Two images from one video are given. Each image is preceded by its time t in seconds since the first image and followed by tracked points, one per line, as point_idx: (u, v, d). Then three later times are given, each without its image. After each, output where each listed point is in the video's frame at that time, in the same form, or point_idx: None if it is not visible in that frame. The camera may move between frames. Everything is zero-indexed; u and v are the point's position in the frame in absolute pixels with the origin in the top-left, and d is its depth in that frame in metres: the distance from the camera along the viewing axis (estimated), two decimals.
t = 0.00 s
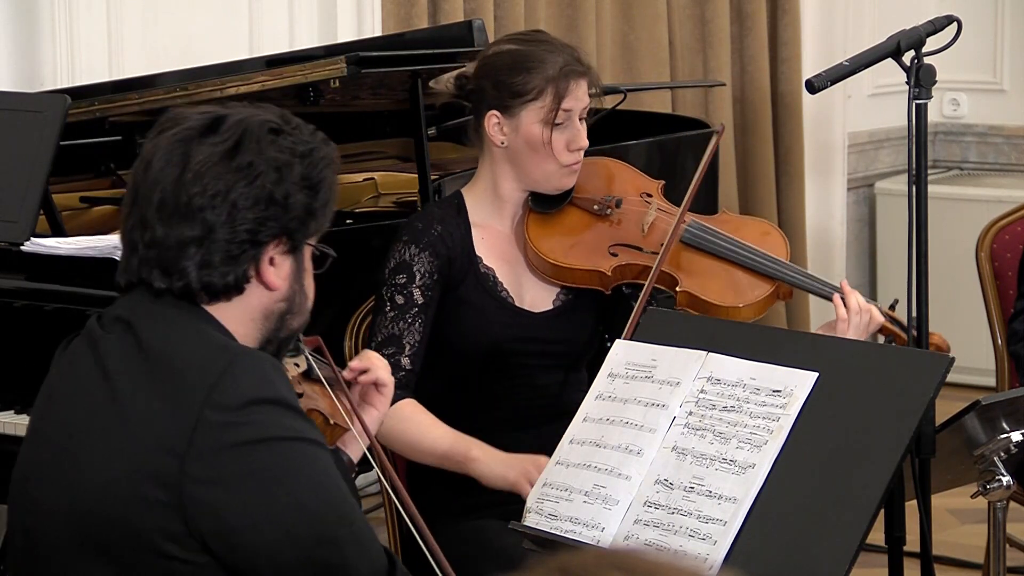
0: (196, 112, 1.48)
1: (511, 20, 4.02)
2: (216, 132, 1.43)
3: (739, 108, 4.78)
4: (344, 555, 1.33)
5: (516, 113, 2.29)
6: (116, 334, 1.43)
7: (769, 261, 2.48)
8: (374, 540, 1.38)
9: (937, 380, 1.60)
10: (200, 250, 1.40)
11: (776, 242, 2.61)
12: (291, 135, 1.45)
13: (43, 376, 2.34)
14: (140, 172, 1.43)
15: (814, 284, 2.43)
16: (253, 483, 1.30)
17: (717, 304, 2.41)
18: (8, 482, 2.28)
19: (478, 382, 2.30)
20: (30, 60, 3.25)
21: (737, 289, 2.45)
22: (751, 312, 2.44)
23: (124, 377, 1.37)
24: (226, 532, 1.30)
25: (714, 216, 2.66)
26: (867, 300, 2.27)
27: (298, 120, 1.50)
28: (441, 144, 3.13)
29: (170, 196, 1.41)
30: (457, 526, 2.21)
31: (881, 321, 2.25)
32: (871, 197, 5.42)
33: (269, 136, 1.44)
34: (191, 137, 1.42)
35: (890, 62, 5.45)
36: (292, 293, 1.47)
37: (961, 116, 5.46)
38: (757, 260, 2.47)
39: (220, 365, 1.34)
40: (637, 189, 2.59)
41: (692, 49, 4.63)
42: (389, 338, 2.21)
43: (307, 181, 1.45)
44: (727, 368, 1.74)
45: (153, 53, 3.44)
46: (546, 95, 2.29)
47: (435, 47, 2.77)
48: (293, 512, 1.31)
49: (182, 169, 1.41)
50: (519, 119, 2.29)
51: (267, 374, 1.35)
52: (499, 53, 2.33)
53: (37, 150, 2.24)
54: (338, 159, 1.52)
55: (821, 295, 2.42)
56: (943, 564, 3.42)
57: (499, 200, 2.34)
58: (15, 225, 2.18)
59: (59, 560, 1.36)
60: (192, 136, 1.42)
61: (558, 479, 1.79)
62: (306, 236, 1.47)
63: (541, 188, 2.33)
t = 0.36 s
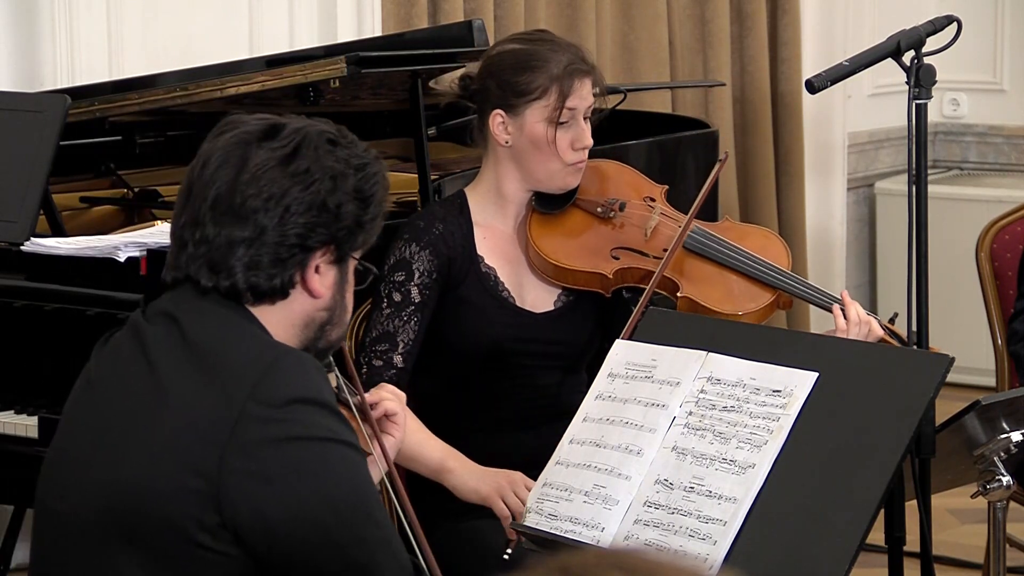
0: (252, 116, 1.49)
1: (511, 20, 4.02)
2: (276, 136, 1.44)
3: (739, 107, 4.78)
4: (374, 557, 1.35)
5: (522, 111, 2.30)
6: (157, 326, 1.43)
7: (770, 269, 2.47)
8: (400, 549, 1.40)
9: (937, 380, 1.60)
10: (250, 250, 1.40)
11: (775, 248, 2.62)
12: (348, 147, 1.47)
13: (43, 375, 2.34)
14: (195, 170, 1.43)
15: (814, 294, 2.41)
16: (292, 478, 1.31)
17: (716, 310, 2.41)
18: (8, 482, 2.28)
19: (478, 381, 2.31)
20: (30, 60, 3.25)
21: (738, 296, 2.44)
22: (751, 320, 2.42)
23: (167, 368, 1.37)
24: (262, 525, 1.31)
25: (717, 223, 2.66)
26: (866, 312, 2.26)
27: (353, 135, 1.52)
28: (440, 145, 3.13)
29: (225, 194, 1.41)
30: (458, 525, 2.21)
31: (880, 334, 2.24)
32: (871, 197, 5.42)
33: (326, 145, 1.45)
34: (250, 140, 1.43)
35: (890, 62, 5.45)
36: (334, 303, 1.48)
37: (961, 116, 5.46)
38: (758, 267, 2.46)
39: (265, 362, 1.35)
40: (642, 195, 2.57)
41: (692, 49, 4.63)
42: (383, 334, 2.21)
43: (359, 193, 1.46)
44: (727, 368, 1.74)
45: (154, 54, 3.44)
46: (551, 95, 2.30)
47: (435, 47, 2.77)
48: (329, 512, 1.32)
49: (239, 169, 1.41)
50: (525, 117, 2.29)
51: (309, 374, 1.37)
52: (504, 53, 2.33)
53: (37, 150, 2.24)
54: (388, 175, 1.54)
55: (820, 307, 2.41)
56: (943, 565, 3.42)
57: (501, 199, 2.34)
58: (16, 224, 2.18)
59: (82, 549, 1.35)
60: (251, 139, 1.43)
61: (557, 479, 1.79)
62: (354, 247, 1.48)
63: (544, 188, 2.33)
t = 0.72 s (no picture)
0: (252, 112, 1.49)
1: (511, 19, 4.02)
2: (276, 132, 1.45)
3: (739, 108, 4.78)
4: (404, 529, 1.35)
5: (514, 109, 2.29)
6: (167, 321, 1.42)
7: (768, 251, 2.49)
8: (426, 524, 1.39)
9: (937, 380, 1.60)
10: (257, 246, 1.41)
11: (777, 236, 2.61)
12: (348, 139, 1.48)
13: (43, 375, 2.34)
14: (200, 168, 1.44)
15: (816, 274, 2.45)
16: (309, 462, 1.31)
17: (721, 296, 2.42)
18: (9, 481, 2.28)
19: (478, 381, 2.31)
20: (29, 60, 3.25)
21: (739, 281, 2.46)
22: (754, 303, 2.45)
23: (180, 359, 1.37)
24: (279, 512, 1.31)
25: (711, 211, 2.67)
26: (868, 289, 2.29)
27: (353, 126, 1.52)
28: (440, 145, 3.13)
29: (229, 191, 1.41)
30: (458, 525, 2.21)
31: (884, 311, 2.28)
32: (871, 197, 5.42)
33: (328, 138, 1.46)
34: (251, 136, 1.44)
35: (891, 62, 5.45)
36: (339, 293, 1.48)
37: (961, 116, 5.46)
38: (759, 252, 2.48)
39: (277, 351, 1.35)
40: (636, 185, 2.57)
41: (692, 49, 4.63)
42: (390, 336, 2.22)
43: (362, 185, 1.47)
44: (727, 368, 1.74)
45: (153, 54, 3.44)
46: (543, 90, 2.29)
47: (435, 47, 2.76)
48: (347, 493, 1.32)
49: (243, 166, 1.42)
50: (517, 115, 2.29)
51: (320, 362, 1.38)
52: (492, 52, 2.32)
53: (37, 150, 2.24)
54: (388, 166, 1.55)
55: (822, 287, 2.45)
56: (943, 565, 3.42)
57: (498, 199, 2.34)
58: (16, 224, 2.18)
59: (103, 546, 1.35)
60: (252, 136, 1.44)
61: (557, 479, 1.79)
62: (358, 238, 1.49)
63: (540, 185, 2.33)
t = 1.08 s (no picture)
0: (254, 108, 1.49)
1: (511, 19, 4.02)
2: (279, 133, 1.44)
3: (739, 108, 4.78)
4: (416, 515, 1.36)
5: (504, 114, 2.29)
6: (167, 320, 1.43)
7: (764, 244, 2.48)
8: (440, 502, 1.41)
9: (937, 380, 1.60)
10: (255, 252, 1.41)
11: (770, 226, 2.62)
12: (350, 141, 1.47)
13: (44, 375, 2.34)
14: (200, 168, 1.44)
15: (813, 265, 2.45)
16: (314, 458, 1.32)
17: (718, 290, 2.41)
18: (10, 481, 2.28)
19: (479, 383, 2.32)
20: (29, 60, 3.25)
21: (737, 274, 2.46)
22: (752, 296, 2.44)
23: (179, 361, 1.38)
24: (283, 512, 1.32)
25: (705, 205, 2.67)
26: (867, 277, 2.29)
27: (356, 124, 1.52)
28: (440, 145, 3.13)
29: (229, 194, 1.42)
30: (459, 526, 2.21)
31: (883, 298, 2.28)
32: (871, 197, 5.42)
33: (329, 142, 1.45)
34: (253, 137, 1.44)
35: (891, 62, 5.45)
36: (337, 294, 1.49)
37: (961, 116, 5.46)
38: (756, 245, 2.47)
39: (277, 351, 1.36)
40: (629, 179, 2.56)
41: (692, 49, 4.63)
42: (408, 340, 2.23)
43: (363, 189, 1.47)
44: (726, 368, 1.74)
45: (153, 54, 3.44)
46: (532, 93, 2.29)
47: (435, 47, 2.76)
48: (353, 486, 1.33)
49: (243, 169, 1.42)
50: (507, 120, 2.29)
51: (319, 362, 1.38)
52: (479, 55, 2.31)
53: (37, 150, 2.24)
54: (392, 165, 1.54)
55: (821, 276, 2.45)
56: (943, 565, 3.43)
57: (492, 201, 2.34)
58: (15, 224, 2.18)
59: (110, 548, 1.36)
60: (253, 138, 1.44)
61: (557, 479, 1.79)
62: (358, 240, 1.49)
63: (532, 186, 2.33)
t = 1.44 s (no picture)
0: (256, 113, 1.49)
1: (511, 19, 4.02)
2: (277, 140, 1.44)
3: (739, 107, 4.77)
4: (402, 532, 1.38)
5: (508, 118, 2.30)
6: (152, 327, 1.43)
7: (766, 254, 2.48)
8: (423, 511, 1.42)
9: (937, 380, 1.60)
10: (244, 257, 1.41)
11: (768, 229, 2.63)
12: (349, 152, 1.47)
13: (44, 375, 2.34)
14: (196, 171, 1.44)
15: (814, 277, 2.45)
16: (303, 476, 1.33)
17: (718, 300, 2.42)
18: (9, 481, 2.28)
19: (479, 382, 2.33)
20: (29, 60, 3.25)
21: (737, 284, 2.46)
22: (752, 307, 2.45)
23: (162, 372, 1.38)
24: (269, 527, 1.33)
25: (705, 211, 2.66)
26: (868, 292, 2.31)
27: (358, 134, 1.51)
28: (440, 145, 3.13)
29: (221, 197, 1.42)
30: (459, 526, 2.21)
31: (883, 313, 2.30)
32: (871, 197, 5.42)
33: (327, 151, 1.45)
34: (251, 142, 1.44)
35: (890, 62, 5.45)
36: (328, 304, 1.49)
37: (961, 116, 5.46)
38: (759, 256, 2.47)
39: (263, 360, 1.36)
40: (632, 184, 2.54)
41: (692, 48, 4.63)
42: (410, 339, 2.22)
43: (358, 201, 1.46)
44: (726, 368, 1.74)
45: (153, 54, 3.44)
46: (535, 100, 2.29)
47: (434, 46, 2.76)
48: (337, 502, 1.34)
49: (238, 173, 1.42)
50: (511, 124, 2.29)
51: (305, 369, 1.38)
52: (486, 57, 2.32)
53: (37, 150, 2.24)
54: (391, 178, 1.54)
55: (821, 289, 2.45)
56: (943, 565, 3.43)
57: (495, 202, 2.33)
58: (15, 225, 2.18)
59: (96, 556, 1.36)
60: (251, 143, 1.44)
61: (557, 479, 1.79)
62: (351, 252, 1.48)
63: (534, 190, 2.32)
